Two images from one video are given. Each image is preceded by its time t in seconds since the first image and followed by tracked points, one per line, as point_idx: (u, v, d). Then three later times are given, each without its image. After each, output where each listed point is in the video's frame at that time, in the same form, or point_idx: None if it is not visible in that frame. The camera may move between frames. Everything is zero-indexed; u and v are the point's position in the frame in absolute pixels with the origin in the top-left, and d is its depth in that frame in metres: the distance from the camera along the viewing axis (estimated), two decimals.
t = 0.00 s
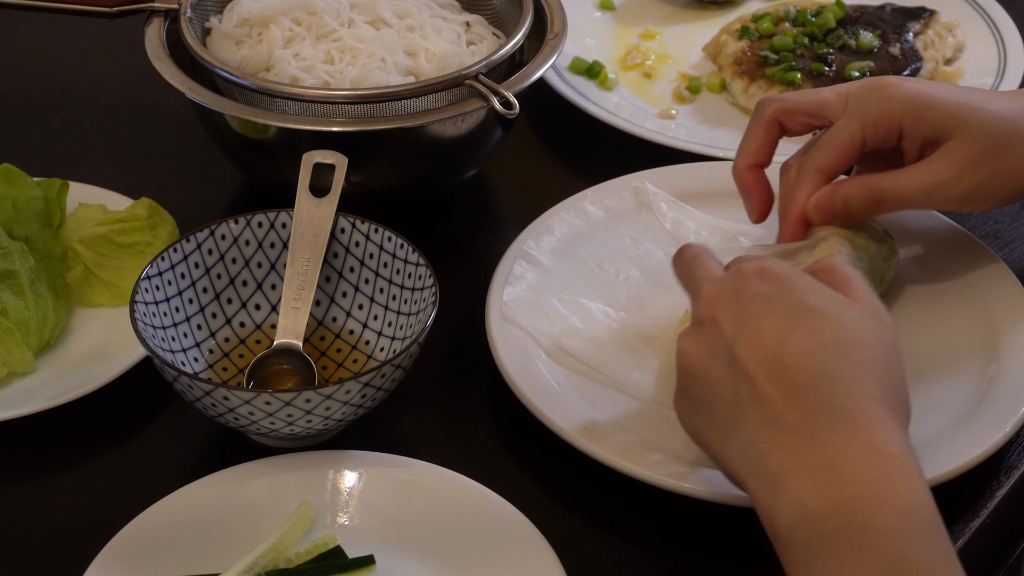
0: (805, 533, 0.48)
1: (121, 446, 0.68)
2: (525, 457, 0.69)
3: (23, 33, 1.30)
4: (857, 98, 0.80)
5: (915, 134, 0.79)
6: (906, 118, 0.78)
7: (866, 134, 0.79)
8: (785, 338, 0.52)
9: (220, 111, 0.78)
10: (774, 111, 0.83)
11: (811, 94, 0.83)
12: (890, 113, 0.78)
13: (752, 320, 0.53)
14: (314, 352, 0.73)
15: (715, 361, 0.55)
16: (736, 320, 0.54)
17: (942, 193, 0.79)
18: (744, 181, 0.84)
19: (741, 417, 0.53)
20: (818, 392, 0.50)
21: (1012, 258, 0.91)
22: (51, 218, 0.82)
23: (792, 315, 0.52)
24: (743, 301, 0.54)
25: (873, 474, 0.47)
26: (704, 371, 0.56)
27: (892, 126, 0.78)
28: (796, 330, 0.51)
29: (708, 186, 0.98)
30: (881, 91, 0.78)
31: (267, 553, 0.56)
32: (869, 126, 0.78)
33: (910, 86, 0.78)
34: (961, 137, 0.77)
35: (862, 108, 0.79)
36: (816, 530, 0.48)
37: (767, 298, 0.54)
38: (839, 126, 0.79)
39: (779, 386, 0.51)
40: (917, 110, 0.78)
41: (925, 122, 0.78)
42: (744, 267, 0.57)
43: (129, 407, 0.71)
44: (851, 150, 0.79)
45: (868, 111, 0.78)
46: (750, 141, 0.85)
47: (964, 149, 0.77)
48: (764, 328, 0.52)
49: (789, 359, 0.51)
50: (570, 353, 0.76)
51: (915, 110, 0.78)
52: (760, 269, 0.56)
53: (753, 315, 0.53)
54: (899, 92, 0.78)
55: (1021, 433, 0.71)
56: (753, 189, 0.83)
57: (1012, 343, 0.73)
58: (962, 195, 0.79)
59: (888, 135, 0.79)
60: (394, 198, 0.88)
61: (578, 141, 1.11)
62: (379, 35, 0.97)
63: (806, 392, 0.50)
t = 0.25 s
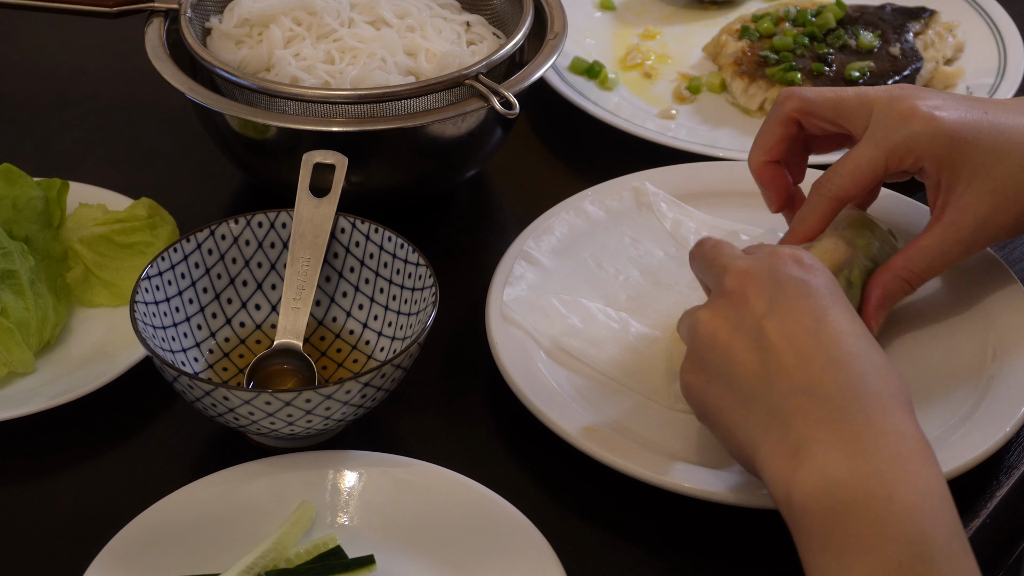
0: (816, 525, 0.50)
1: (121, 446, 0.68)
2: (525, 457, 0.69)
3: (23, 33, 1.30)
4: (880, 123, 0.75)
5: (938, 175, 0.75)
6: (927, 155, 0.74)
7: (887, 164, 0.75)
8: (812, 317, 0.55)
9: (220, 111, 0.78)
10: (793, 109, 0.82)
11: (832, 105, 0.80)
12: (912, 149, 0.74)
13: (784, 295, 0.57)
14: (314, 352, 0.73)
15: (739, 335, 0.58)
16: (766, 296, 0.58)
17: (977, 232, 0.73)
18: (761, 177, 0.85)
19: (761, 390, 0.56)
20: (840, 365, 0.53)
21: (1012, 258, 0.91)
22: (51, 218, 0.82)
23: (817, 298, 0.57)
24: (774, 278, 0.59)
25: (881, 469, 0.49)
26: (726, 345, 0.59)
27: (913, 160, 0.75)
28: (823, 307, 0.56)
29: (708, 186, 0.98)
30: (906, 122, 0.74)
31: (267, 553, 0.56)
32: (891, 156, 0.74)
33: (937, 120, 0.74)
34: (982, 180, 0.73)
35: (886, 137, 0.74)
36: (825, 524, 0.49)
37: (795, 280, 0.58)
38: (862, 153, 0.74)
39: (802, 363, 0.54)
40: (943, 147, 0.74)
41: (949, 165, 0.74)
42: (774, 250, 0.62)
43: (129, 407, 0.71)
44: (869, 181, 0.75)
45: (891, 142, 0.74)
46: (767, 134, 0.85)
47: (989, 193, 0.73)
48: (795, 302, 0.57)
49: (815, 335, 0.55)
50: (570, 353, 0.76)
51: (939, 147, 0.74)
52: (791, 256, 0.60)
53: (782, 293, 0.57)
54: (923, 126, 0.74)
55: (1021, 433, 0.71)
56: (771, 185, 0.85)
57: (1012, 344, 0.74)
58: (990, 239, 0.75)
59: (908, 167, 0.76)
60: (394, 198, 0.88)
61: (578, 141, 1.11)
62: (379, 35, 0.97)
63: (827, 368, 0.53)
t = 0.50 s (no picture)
0: (812, 523, 0.50)
1: (121, 446, 0.68)
2: (525, 457, 0.69)
3: (22, 33, 1.30)
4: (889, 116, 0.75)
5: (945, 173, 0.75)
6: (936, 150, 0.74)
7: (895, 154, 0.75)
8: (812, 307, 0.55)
9: (219, 111, 0.78)
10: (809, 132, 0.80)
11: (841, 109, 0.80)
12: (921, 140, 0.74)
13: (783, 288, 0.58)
14: (314, 352, 0.73)
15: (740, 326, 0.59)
16: (767, 287, 0.59)
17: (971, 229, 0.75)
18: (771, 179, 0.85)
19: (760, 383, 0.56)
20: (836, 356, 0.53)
21: (1012, 258, 0.91)
22: (51, 218, 0.82)
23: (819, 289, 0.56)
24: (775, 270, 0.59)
25: (879, 468, 0.48)
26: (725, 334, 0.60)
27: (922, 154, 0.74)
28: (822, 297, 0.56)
29: (708, 186, 0.98)
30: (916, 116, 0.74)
31: (267, 553, 0.56)
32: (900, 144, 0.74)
33: (945, 114, 0.74)
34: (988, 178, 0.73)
35: (897, 124, 0.74)
36: (822, 523, 0.49)
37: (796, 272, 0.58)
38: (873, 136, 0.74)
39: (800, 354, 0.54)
40: (936, 142, 0.73)
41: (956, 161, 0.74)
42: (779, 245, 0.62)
43: (129, 407, 0.71)
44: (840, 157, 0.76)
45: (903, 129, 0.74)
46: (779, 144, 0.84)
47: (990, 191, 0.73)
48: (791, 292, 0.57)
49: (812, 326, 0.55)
50: (570, 352, 0.76)
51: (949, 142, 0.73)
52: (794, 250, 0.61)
53: (783, 285, 0.58)
54: (933, 119, 0.74)
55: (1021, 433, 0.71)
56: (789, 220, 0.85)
57: (1012, 343, 0.73)
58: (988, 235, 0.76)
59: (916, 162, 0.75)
60: (394, 198, 0.88)
61: (578, 141, 1.11)
62: (379, 35, 0.97)
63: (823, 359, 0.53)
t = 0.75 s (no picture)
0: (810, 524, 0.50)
1: (121, 446, 0.68)
2: (525, 457, 0.69)
3: (23, 33, 1.30)
4: (863, 109, 0.75)
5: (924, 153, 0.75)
6: (911, 135, 0.74)
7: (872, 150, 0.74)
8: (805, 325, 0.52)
9: (220, 111, 0.78)
10: (793, 156, 0.79)
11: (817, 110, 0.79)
12: (894, 131, 0.73)
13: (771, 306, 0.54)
14: (314, 352, 0.73)
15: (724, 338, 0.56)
16: (755, 302, 0.55)
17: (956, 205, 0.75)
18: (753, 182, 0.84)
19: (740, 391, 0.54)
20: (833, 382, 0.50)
21: (1012, 258, 0.91)
22: (51, 218, 0.82)
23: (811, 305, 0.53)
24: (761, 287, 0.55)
25: (874, 471, 0.48)
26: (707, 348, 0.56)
27: (897, 143, 0.74)
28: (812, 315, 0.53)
29: (708, 186, 0.98)
30: (886, 104, 0.73)
31: (267, 553, 0.56)
32: (874, 141, 0.73)
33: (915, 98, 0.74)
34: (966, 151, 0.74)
35: (868, 122, 0.74)
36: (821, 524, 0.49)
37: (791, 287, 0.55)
38: (844, 142, 0.74)
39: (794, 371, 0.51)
40: (916, 128, 0.73)
41: (931, 140, 0.74)
42: (765, 259, 0.58)
43: (129, 407, 0.71)
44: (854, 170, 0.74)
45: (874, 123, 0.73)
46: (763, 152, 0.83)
47: (969, 165, 0.74)
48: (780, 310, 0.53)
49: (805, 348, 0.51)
50: (570, 352, 0.76)
51: (923, 126, 0.73)
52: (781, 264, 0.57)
53: (773, 301, 0.54)
54: (905, 107, 0.73)
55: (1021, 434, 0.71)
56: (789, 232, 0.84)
57: (1012, 343, 0.73)
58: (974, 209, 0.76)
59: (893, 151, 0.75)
60: (394, 198, 0.88)
61: (578, 141, 1.11)
62: (379, 35, 0.97)
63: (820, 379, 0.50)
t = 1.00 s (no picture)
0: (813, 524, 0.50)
1: (121, 446, 0.68)
2: (525, 457, 0.69)
3: (22, 33, 1.30)
4: (870, 118, 0.74)
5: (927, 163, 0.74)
6: (919, 144, 0.73)
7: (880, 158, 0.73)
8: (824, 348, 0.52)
9: (220, 111, 0.78)
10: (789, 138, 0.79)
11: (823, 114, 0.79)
12: (900, 140, 0.73)
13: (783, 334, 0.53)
14: (314, 352, 0.73)
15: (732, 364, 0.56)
16: (767, 329, 0.54)
17: (957, 214, 0.75)
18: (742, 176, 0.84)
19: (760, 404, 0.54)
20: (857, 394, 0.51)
21: (1012, 258, 0.91)
22: (51, 218, 0.82)
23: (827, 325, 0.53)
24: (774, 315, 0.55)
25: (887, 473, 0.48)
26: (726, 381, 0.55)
27: (903, 151, 0.74)
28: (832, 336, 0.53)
29: (708, 186, 0.98)
30: (892, 113, 0.73)
31: (267, 553, 0.56)
32: (880, 149, 0.73)
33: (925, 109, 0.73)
34: (970, 162, 0.74)
35: (873, 131, 0.73)
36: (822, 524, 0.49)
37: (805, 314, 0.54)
38: (853, 152, 0.73)
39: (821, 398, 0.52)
40: (926, 138, 0.73)
41: (938, 150, 0.73)
42: (765, 283, 0.57)
43: (129, 407, 0.71)
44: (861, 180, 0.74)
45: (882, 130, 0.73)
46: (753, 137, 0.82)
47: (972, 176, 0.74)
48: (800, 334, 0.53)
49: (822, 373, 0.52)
50: (570, 352, 0.76)
51: (929, 137, 0.73)
52: (782, 286, 0.56)
53: (789, 330, 0.54)
54: (911, 116, 0.73)
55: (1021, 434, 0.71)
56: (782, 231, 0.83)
57: (1012, 343, 0.73)
58: (974, 218, 0.77)
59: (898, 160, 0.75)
60: (394, 198, 0.88)
61: (578, 141, 1.11)
62: (379, 35, 0.97)
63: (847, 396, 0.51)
